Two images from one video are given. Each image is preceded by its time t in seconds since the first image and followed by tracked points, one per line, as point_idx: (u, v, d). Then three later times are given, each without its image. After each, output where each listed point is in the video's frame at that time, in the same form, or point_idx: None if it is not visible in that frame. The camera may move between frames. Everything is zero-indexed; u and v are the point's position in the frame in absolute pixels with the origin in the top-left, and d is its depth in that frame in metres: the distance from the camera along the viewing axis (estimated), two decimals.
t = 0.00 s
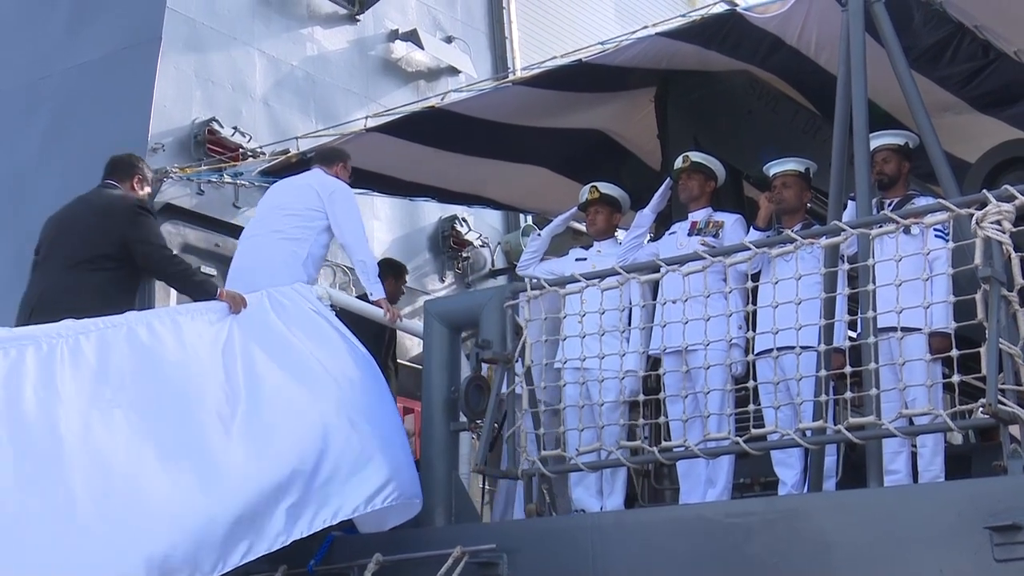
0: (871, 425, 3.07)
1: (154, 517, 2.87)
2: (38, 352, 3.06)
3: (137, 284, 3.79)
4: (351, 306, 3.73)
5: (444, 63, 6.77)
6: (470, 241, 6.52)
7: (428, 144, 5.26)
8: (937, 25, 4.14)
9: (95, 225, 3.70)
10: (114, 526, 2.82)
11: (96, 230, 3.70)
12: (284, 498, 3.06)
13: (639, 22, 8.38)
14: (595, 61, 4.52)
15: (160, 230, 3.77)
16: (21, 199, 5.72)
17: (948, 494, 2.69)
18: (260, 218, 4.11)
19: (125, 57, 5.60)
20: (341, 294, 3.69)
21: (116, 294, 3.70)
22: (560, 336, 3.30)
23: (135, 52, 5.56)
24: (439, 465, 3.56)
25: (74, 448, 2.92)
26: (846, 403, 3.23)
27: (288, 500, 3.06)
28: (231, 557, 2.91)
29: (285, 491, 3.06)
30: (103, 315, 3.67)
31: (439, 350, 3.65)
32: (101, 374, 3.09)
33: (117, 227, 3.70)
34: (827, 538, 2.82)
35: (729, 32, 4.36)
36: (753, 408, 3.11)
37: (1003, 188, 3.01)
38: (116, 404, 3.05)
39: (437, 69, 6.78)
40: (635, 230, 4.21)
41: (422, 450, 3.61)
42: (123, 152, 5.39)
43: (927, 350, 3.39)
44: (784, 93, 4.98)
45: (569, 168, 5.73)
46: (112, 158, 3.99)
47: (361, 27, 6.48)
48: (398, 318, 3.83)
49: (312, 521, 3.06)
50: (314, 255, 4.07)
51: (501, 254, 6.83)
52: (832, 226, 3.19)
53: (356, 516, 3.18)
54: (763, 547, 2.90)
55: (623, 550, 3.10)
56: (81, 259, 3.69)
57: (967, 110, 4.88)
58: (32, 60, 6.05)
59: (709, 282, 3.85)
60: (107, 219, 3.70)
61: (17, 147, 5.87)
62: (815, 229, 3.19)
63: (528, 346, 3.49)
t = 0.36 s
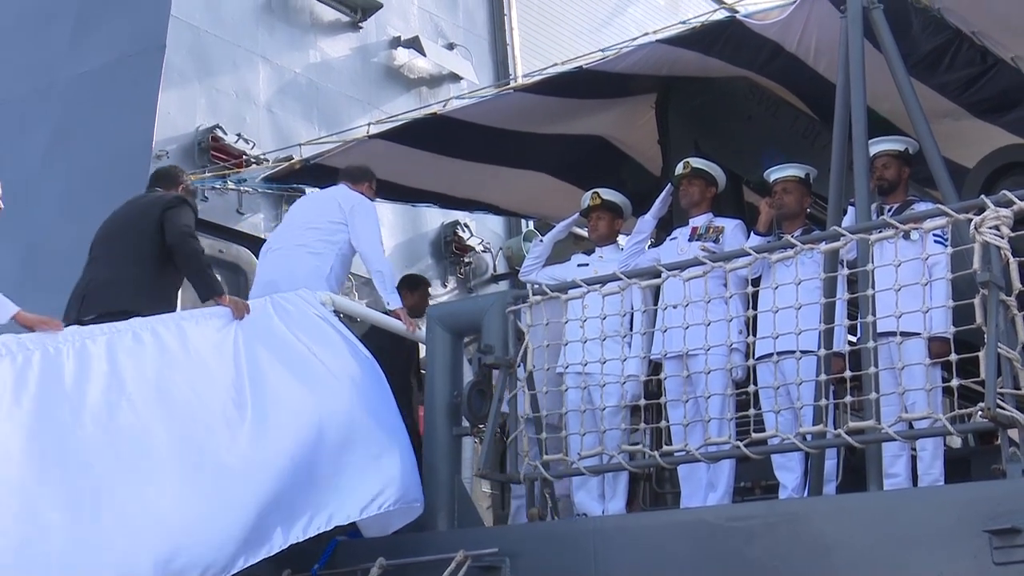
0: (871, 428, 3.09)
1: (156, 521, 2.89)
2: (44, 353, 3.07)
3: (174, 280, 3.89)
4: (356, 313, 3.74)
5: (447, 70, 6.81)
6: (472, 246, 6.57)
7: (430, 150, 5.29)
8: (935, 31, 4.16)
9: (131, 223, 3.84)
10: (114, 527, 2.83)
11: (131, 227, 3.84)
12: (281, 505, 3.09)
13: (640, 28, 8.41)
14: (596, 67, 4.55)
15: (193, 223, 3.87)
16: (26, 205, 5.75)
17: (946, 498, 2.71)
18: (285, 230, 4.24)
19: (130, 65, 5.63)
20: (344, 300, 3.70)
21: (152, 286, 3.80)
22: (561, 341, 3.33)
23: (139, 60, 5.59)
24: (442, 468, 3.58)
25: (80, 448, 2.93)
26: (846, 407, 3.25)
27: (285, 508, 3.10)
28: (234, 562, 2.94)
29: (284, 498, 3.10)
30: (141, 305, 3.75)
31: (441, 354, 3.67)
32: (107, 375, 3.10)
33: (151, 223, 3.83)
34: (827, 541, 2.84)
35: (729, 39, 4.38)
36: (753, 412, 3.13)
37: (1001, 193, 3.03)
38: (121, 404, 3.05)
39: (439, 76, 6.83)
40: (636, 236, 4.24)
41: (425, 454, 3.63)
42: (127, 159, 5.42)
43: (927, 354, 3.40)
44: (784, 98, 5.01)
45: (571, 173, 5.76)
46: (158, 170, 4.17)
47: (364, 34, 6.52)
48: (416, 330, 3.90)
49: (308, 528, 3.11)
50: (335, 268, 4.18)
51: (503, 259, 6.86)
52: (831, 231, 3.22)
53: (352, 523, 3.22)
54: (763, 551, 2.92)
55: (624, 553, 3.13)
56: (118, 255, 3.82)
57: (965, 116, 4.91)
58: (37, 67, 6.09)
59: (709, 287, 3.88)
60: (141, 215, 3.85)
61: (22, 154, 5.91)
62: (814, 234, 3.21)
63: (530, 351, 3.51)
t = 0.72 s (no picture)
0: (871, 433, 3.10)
1: (161, 521, 2.91)
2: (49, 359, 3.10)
3: (207, 272, 3.92)
4: (358, 320, 3.72)
5: (448, 78, 6.83)
6: (473, 253, 6.59)
7: (431, 157, 5.31)
8: (932, 38, 4.18)
9: (163, 216, 3.89)
10: (117, 528, 2.85)
11: (163, 224, 3.88)
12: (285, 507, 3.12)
13: (638, 36, 8.43)
14: (597, 75, 4.58)
15: (222, 216, 3.91)
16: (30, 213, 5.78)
17: (946, 503, 2.72)
18: (305, 240, 4.27)
19: (132, 73, 5.66)
20: (346, 306, 3.66)
21: (185, 276, 3.83)
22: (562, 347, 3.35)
23: (142, 68, 5.62)
24: (445, 474, 3.60)
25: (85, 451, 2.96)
26: (846, 411, 3.26)
27: (289, 510, 3.13)
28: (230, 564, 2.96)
29: (286, 501, 3.13)
30: (177, 298, 3.78)
31: (443, 360, 3.70)
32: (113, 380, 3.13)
33: (181, 215, 3.87)
34: (828, 546, 2.86)
35: (729, 47, 4.41)
36: (754, 417, 3.15)
37: (999, 199, 3.05)
38: (126, 408, 3.08)
39: (440, 83, 6.85)
40: (637, 241, 4.29)
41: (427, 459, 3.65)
42: (131, 166, 5.45)
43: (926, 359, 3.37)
44: (783, 105, 5.03)
45: (571, 180, 5.77)
46: (180, 168, 4.21)
47: (365, 42, 6.54)
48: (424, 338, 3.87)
49: (312, 529, 3.13)
50: (353, 275, 4.20)
51: (504, 265, 6.88)
52: (831, 238, 3.24)
53: (358, 523, 3.24)
54: (764, 555, 2.94)
55: (625, 558, 3.14)
56: (151, 249, 3.86)
57: (962, 122, 4.93)
58: (41, 76, 6.12)
59: (709, 293, 3.91)
60: (171, 210, 3.89)
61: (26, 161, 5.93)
62: (814, 241, 3.23)
63: (532, 358, 3.54)
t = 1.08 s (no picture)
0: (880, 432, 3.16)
1: (186, 511, 2.97)
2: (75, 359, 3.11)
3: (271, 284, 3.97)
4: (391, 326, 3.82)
5: (465, 84, 6.91)
6: (489, 255, 6.68)
7: (448, 161, 5.39)
8: (940, 43, 4.24)
9: (235, 225, 3.95)
10: (144, 515, 2.91)
11: (231, 232, 3.94)
12: (307, 492, 3.19)
13: (652, 42, 8.51)
14: (611, 81, 4.64)
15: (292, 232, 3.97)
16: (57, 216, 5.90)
17: (953, 502, 2.78)
18: (343, 242, 4.50)
19: (156, 79, 5.77)
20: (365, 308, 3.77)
21: (254, 287, 3.90)
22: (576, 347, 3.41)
23: (165, 75, 5.73)
24: (461, 471, 3.68)
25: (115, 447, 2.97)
26: (855, 411, 3.32)
27: (312, 496, 3.21)
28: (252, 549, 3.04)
29: (309, 486, 3.20)
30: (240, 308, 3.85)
31: (460, 361, 3.77)
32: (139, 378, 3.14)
33: (253, 228, 3.93)
34: (836, 544, 2.92)
35: (741, 53, 4.47)
36: (765, 416, 3.20)
37: (1006, 203, 3.10)
38: (154, 399, 3.12)
39: (457, 89, 6.93)
40: (650, 245, 4.35)
41: (444, 457, 3.73)
42: (154, 171, 5.56)
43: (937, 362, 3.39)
44: (795, 109, 5.08)
45: (586, 183, 5.84)
46: (244, 179, 4.25)
47: (383, 48, 6.63)
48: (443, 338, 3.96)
49: (334, 516, 3.21)
50: (385, 278, 4.40)
51: (520, 267, 6.96)
52: (840, 239, 3.28)
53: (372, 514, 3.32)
54: (774, 552, 3.00)
55: (637, 554, 3.21)
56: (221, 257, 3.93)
57: (972, 126, 4.98)
58: (67, 82, 6.24)
59: (721, 295, 3.99)
60: (240, 222, 3.94)
61: (52, 166, 6.06)
62: (824, 243, 3.29)
63: (547, 359, 3.60)
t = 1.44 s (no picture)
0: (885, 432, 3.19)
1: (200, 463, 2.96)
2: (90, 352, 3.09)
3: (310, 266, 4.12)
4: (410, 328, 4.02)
5: (477, 85, 6.96)
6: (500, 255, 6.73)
7: (459, 162, 5.44)
8: (947, 45, 4.28)
9: (278, 209, 4.10)
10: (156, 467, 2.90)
11: (277, 215, 4.09)
12: (324, 463, 3.20)
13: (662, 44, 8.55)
14: (621, 83, 4.69)
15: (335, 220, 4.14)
16: (74, 216, 5.98)
17: (958, 501, 2.81)
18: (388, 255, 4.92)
19: (171, 81, 5.84)
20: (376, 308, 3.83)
21: (293, 270, 4.04)
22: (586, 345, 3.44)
23: (181, 76, 5.80)
24: (471, 469, 3.72)
25: (138, 427, 2.95)
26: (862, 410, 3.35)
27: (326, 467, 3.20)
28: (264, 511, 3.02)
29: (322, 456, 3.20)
30: (278, 287, 3.99)
31: (470, 360, 3.82)
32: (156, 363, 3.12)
33: (295, 212, 4.09)
34: (842, 541, 2.96)
35: (750, 57, 4.51)
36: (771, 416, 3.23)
37: (1011, 205, 3.13)
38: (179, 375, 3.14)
39: (469, 90, 6.98)
40: (659, 246, 4.39)
41: (454, 454, 3.77)
42: (170, 171, 5.63)
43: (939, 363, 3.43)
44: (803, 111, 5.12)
45: (596, 183, 5.88)
46: (297, 160, 4.41)
47: (396, 50, 6.68)
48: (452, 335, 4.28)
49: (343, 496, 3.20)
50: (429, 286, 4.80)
51: (530, 267, 7.01)
52: (847, 241, 3.31)
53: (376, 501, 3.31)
54: (780, 550, 3.04)
55: (645, 551, 3.25)
56: (266, 239, 4.07)
57: (978, 128, 5.01)
58: (84, 83, 6.31)
59: (729, 295, 4.03)
60: (286, 205, 4.10)
61: (70, 166, 6.13)
62: (830, 244, 3.32)
63: (557, 357, 3.64)
